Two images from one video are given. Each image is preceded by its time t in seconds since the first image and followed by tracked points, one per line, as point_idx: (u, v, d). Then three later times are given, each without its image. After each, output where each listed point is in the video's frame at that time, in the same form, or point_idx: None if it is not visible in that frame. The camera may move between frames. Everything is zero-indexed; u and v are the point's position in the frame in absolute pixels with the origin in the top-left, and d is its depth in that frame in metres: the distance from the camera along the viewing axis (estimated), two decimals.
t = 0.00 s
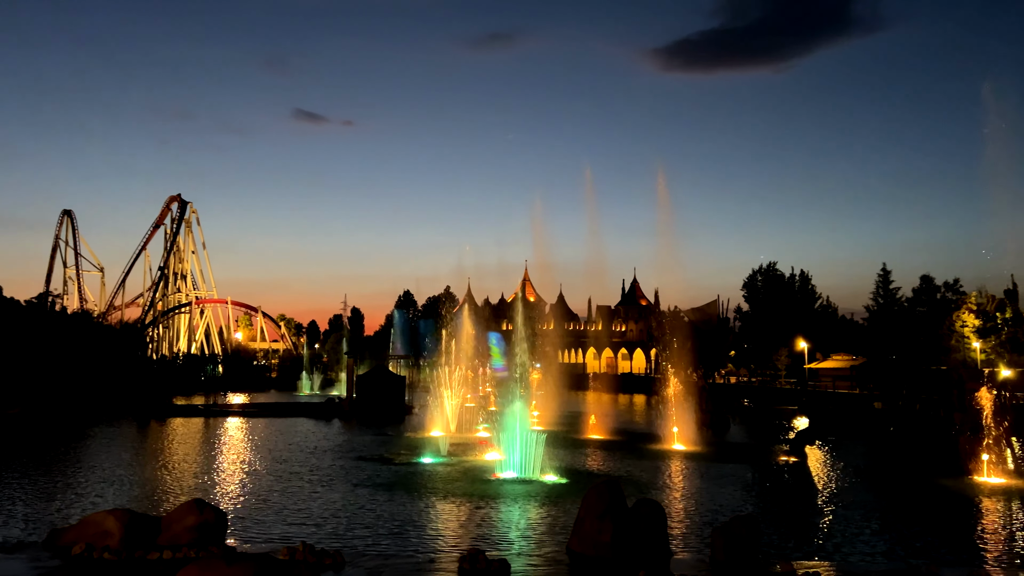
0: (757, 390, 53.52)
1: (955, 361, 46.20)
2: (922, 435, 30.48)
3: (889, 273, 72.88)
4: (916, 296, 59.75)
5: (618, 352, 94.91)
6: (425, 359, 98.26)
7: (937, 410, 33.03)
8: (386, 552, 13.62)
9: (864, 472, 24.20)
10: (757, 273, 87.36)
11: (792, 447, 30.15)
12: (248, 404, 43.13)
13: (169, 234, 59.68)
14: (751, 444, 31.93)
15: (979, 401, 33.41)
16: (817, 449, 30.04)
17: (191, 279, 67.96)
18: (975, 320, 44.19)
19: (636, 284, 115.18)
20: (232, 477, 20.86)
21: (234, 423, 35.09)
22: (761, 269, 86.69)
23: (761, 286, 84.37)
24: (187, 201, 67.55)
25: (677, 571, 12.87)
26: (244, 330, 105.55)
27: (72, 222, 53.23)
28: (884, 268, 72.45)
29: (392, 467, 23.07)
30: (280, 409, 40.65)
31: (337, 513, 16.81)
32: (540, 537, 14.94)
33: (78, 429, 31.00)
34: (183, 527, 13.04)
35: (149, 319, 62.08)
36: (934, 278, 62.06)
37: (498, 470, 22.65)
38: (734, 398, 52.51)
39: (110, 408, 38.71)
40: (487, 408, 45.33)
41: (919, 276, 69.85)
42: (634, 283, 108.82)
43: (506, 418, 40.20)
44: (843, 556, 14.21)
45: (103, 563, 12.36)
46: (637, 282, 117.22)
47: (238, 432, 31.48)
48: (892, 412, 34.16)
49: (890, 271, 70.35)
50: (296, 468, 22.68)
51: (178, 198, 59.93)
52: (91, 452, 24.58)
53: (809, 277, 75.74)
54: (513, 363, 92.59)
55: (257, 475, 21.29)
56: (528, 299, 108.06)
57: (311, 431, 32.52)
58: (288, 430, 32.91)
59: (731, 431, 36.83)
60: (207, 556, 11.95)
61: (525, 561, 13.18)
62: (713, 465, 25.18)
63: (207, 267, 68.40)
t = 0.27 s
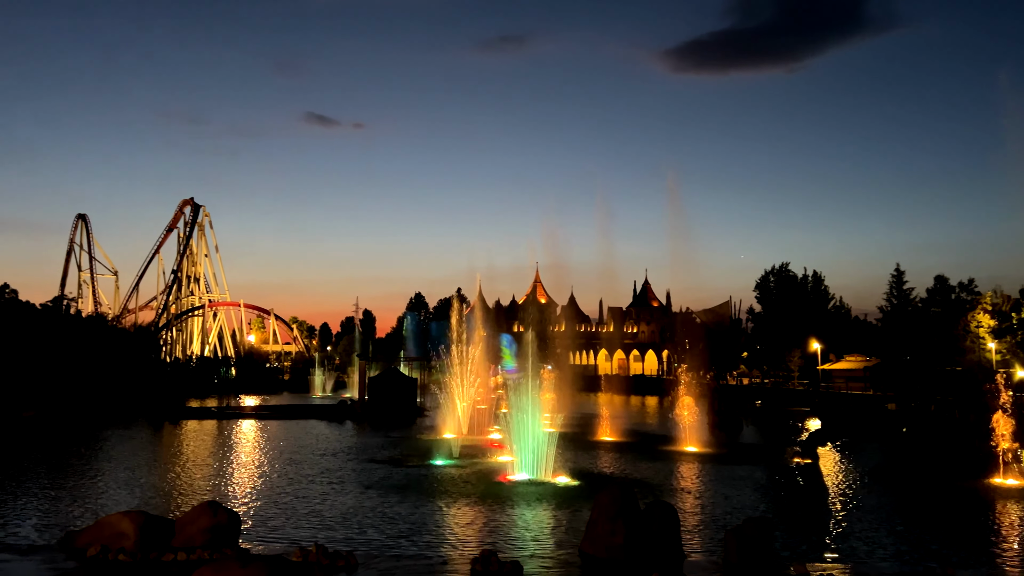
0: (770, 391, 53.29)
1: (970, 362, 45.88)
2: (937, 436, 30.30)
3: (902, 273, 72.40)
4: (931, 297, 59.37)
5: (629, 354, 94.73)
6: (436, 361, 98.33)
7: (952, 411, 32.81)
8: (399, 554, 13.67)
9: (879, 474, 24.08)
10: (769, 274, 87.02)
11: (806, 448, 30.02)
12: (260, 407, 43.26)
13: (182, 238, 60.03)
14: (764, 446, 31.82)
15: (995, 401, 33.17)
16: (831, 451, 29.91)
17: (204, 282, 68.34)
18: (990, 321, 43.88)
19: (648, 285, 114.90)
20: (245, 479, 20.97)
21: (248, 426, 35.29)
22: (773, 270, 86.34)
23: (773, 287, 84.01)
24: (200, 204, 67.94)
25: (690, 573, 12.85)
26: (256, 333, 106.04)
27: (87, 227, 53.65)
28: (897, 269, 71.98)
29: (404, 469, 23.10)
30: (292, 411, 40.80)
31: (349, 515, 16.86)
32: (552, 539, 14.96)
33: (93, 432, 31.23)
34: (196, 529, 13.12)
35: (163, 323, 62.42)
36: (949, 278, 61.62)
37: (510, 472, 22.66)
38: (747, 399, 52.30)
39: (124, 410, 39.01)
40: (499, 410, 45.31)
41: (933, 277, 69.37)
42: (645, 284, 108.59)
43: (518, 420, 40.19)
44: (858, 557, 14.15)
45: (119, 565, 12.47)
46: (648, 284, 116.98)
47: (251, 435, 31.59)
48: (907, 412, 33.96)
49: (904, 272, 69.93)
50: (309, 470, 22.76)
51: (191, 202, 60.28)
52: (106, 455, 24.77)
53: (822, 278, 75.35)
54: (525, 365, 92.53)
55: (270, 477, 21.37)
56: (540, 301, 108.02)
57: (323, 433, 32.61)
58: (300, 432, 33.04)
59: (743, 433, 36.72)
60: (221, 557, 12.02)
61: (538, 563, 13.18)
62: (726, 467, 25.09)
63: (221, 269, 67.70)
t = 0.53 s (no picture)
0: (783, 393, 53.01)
1: (985, 363, 45.51)
2: (951, 437, 30.09)
3: (915, 274, 71.91)
4: (944, 297, 58.95)
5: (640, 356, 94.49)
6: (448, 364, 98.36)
7: (967, 412, 32.57)
8: (410, 557, 13.68)
9: (892, 476, 23.94)
10: (781, 275, 86.65)
11: (819, 450, 29.87)
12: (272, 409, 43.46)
13: (194, 241, 60.32)
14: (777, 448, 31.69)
15: (1010, 403, 32.90)
16: (844, 453, 29.76)
17: (216, 285, 68.65)
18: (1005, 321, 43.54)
19: (659, 287, 114.59)
20: (257, 482, 21.04)
21: (260, 428, 35.44)
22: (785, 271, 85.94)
23: (785, 288, 83.63)
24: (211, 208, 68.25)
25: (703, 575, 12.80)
26: (268, 336, 106.45)
27: (100, 231, 53.99)
28: (910, 269, 71.50)
29: (416, 471, 23.11)
30: (304, 414, 40.91)
31: (361, 517, 16.88)
32: (564, 541, 14.95)
33: (106, 435, 31.41)
34: (209, 532, 13.16)
35: (175, 326, 62.75)
36: (963, 279, 61.14)
37: (521, 475, 22.66)
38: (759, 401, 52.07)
39: (138, 414, 39.23)
40: (510, 413, 45.27)
41: (947, 277, 68.88)
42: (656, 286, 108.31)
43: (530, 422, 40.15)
44: (872, 560, 14.08)
45: (132, 567, 12.54)
46: (659, 286, 116.67)
47: (263, 438, 31.69)
48: (921, 413, 33.73)
49: (917, 272, 69.47)
50: (321, 472, 22.81)
51: (203, 205, 60.58)
52: (119, 457, 24.89)
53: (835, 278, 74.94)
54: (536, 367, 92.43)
55: (282, 480, 21.42)
56: (550, 303, 107.91)
57: (334, 436, 32.68)
58: (311, 435, 33.11)
59: (756, 435, 36.58)
60: (234, 560, 12.10)
61: (549, 566, 13.17)
62: (739, 469, 24.98)
63: (233, 274, 66.94)
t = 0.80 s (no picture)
0: (795, 395, 52.80)
1: (999, 364, 45.20)
2: (966, 439, 29.89)
3: (928, 274, 71.46)
4: (957, 298, 58.63)
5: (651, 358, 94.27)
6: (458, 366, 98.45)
7: (981, 414, 32.35)
8: (422, 559, 13.70)
9: (906, 478, 23.80)
10: (792, 276, 86.32)
11: (832, 452, 29.74)
12: (285, 412, 43.53)
13: (206, 245, 60.62)
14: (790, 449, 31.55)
15: None
16: (857, 454, 29.61)
17: (228, 289, 68.96)
18: (1019, 322, 43.22)
19: (670, 288, 114.29)
20: (269, 484, 21.12)
21: (272, 431, 35.57)
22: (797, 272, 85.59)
23: (797, 289, 83.28)
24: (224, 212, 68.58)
25: None
26: (280, 338, 106.79)
27: (113, 234, 54.32)
28: (923, 270, 71.06)
29: (427, 474, 23.13)
30: (316, 417, 41.02)
31: (372, 520, 16.91)
32: (575, 543, 14.94)
33: (120, 438, 31.59)
34: (222, 534, 13.21)
35: (188, 329, 63.05)
36: (976, 280, 60.78)
37: (530, 477, 22.68)
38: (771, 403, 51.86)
39: (151, 416, 39.45)
40: (520, 415, 45.22)
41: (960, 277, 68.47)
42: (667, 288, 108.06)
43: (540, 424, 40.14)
44: (885, 562, 14.01)
45: (146, 569, 12.61)
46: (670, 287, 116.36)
47: (275, 440, 31.80)
48: (934, 415, 33.54)
49: (930, 273, 69.07)
50: (332, 475, 22.88)
51: (215, 209, 60.88)
52: (133, 460, 25.02)
53: (847, 279, 74.56)
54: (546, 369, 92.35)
55: (294, 482, 21.49)
56: (561, 305, 107.82)
57: (346, 438, 32.77)
58: (323, 437, 33.21)
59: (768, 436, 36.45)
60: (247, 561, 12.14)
61: (561, 568, 13.18)
62: (751, 471, 24.89)
63: (244, 274, 66.13)
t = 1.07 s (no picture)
0: (807, 397, 52.51)
1: (1014, 366, 44.82)
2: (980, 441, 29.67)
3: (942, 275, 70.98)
4: (971, 300, 58.24)
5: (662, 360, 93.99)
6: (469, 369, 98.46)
7: (996, 416, 32.10)
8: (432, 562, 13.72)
9: (920, 480, 23.66)
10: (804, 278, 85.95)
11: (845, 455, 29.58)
12: (296, 415, 43.63)
13: (219, 248, 60.89)
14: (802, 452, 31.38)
15: None
16: (870, 457, 29.43)
17: (240, 292, 69.25)
18: None
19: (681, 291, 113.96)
20: (280, 487, 21.20)
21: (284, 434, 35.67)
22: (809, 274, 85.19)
23: (809, 291, 82.91)
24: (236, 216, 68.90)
25: None
26: (292, 342, 107.08)
27: (126, 239, 54.63)
28: (937, 271, 70.59)
29: (437, 477, 23.14)
30: (328, 419, 41.11)
31: (383, 523, 16.94)
32: (585, 546, 14.93)
33: (133, 441, 31.75)
34: (234, 537, 13.27)
35: (200, 332, 63.33)
36: (991, 281, 60.34)
37: (541, 480, 22.68)
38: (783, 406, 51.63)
39: (164, 419, 39.64)
40: (531, 418, 45.15)
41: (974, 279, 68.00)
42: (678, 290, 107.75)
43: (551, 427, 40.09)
44: (899, 566, 13.93)
45: (159, 572, 12.66)
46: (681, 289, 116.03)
47: (286, 444, 31.88)
48: (949, 416, 33.28)
49: (943, 274, 68.62)
50: (343, 478, 22.94)
51: (228, 213, 61.17)
52: (145, 463, 25.12)
53: (860, 281, 74.15)
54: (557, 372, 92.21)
55: (305, 485, 21.56)
56: (572, 307, 107.66)
57: (357, 441, 32.84)
58: (335, 440, 33.29)
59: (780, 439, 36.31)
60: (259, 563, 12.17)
61: (572, 571, 13.16)
62: (764, 474, 24.79)
63: (256, 278, 64.32)
